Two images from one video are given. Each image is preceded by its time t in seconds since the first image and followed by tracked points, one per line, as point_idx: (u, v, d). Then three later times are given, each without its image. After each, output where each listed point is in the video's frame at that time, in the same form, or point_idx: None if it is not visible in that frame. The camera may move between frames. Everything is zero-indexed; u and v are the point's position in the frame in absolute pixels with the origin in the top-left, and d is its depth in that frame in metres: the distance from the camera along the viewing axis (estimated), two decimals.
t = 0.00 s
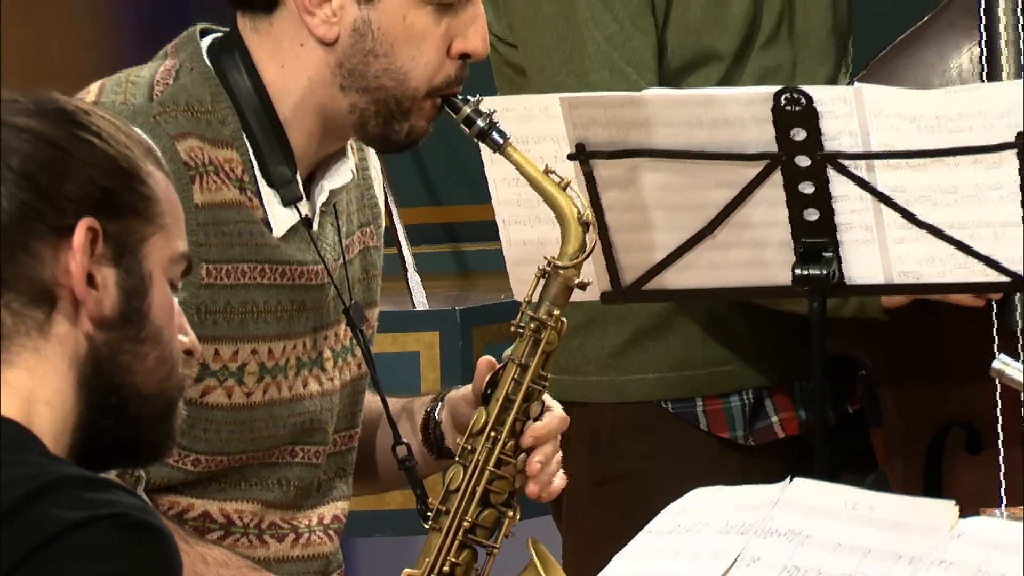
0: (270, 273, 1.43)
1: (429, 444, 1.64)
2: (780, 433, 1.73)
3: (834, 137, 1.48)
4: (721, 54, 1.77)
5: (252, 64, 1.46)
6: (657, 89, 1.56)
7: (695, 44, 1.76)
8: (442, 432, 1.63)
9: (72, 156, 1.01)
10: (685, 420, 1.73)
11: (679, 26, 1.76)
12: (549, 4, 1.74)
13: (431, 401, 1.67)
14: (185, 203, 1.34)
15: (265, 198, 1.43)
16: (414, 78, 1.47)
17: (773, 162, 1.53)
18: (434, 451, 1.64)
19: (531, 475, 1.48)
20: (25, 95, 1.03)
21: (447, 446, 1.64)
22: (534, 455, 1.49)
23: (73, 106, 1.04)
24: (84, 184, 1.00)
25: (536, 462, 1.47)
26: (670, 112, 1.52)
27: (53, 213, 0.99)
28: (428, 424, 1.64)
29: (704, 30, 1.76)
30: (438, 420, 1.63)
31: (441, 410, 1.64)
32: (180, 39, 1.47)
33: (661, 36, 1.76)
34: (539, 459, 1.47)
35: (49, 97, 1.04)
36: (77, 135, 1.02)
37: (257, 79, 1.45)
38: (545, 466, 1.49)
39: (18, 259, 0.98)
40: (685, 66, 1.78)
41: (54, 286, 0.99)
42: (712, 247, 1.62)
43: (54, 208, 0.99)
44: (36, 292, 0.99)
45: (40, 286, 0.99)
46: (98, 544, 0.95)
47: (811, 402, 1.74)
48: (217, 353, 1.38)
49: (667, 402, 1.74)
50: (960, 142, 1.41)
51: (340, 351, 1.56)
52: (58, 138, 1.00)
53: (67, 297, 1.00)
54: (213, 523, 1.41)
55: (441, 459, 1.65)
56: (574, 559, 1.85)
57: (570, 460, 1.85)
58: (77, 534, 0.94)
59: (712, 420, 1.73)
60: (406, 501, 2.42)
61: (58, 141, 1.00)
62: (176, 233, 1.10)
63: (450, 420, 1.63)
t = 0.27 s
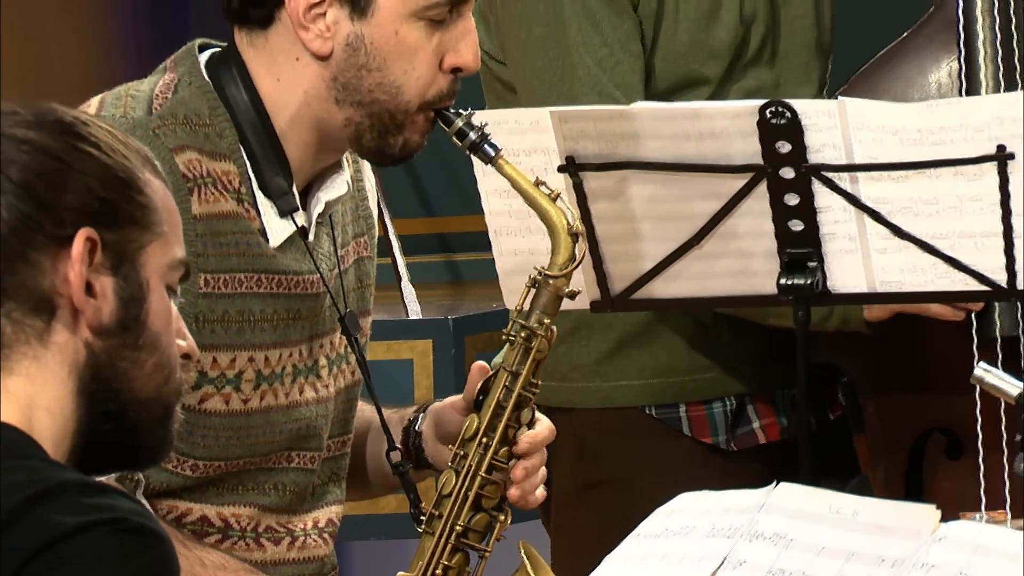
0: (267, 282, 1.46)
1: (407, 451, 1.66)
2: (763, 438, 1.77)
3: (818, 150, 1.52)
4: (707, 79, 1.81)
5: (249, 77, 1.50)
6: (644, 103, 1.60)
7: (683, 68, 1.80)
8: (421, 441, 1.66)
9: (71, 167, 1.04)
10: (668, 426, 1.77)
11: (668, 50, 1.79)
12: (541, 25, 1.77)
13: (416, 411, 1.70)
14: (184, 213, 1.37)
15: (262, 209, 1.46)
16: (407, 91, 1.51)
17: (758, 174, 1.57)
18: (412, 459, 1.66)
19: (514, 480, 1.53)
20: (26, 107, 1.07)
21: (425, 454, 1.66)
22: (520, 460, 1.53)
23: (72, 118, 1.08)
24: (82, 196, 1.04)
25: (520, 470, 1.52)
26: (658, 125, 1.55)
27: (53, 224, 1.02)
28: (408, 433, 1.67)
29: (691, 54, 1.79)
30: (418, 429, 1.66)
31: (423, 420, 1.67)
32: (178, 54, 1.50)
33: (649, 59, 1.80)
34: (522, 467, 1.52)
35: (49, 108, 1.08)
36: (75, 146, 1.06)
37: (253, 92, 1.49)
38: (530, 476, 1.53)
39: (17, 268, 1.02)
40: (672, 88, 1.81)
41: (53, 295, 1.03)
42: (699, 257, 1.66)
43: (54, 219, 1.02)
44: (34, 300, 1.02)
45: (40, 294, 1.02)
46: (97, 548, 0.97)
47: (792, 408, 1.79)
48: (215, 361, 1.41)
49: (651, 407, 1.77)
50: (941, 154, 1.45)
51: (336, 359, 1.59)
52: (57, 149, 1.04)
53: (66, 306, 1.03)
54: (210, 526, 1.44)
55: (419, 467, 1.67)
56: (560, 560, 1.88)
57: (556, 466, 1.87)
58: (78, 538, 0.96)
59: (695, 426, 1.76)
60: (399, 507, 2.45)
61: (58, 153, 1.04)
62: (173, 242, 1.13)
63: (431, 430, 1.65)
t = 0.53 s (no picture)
0: (263, 290, 1.49)
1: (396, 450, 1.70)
2: (751, 442, 1.81)
3: (802, 161, 1.56)
4: (692, 88, 1.84)
5: (244, 89, 1.53)
6: (632, 115, 1.63)
7: (668, 79, 1.83)
8: (409, 440, 1.69)
9: (72, 180, 1.07)
10: (658, 431, 1.80)
11: (654, 61, 1.83)
12: (531, 39, 1.81)
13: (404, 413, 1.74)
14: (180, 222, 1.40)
15: (257, 217, 1.49)
16: (396, 103, 1.53)
17: (745, 184, 1.60)
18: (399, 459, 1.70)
19: (497, 479, 1.58)
20: (29, 118, 1.10)
21: (412, 453, 1.70)
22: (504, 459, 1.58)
23: (74, 129, 1.11)
24: (80, 208, 1.07)
25: (502, 468, 1.57)
26: (647, 137, 1.59)
27: (51, 236, 1.05)
28: (397, 431, 1.70)
29: (677, 65, 1.83)
30: (407, 428, 1.70)
31: (411, 420, 1.70)
32: (176, 66, 1.53)
33: (636, 71, 1.83)
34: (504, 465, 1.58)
35: (51, 118, 1.11)
36: (74, 158, 1.09)
37: (248, 104, 1.51)
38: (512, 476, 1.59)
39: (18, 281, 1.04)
40: (659, 98, 1.85)
41: (52, 305, 1.06)
42: (686, 266, 1.69)
43: (52, 230, 1.05)
44: (35, 312, 1.05)
45: (40, 305, 1.05)
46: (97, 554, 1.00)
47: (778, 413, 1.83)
48: (212, 367, 1.44)
49: (641, 414, 1.80)
50: (923, 166, 1.50)
51: (331, 363, 1.62)
52: (57, 162, 1.07)
53: (64, 316, 1.06)
54: (209, 529, 1.47)
55: (406, 466, 1.71)
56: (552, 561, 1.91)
57: (548, 470, 1.91)
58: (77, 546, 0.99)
59: (684, 431, 1.80)
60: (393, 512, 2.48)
61: (59, 166, 1.07)
62: (173, 250, 1.17)
63: (419, 429, 1.69)
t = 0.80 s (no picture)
0: (257, 301, 1.51)
1: (396, 457, 1.75)
2: (739, 447, 1.84)
3: (787, 173, 1.60)
4: (674, 93, 1.87)
5: (236, 103, 1.55)
6: (621, 127, 1.66)
7: (650, 83, 1.86)
8: (409, 446, 1.75)
9: (65, 191, 1.10)
10: (649, 437, 1.84)
11: (636, 67, 1.86)
12: (511, 44, 1.84)
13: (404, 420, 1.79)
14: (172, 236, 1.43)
15: (250, 229, 1.51)
16: (382, 117, 1.55)
17: (731, 196, 1.64)
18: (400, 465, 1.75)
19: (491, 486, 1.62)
20: (24, 128, 1.13)
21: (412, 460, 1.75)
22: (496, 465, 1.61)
23: (67, 138, 1.14)
24: (75, 219, 1.10)
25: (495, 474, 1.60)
26: (635, 149, 1.62)
27: (46, 247, 1.09)
28: (397, 439, 1.76)
29: (658, 70, 1.86)
30: (407, 435, 1.75)
31: (411, 427, 1.76)
32: (170, 82, 1.57)
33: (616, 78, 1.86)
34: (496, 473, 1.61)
35: (44, 127, 1.13)
36: (69, 169, 1.11)
37: (239, 118, 1.54)
38: (506, 482, 1.62)
39: (14, 291, 1.08)
40: (641, 105, 1.88)
41: (48, 315, 1.09)
42: (675, 275, 1.72)
43: (46, 241, 1.09)
44: (32, 322, 1.09)
45: (37, 316, 1.09)
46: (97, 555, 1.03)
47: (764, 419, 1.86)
48: (206, 378, 1.47)
49: (633, 420, 1.84)
50: (907, 177, 1.55)
51: (324, 369, 1.65)
52: (51, 173, 1.10)
53: (60, 325, 1.10)
54: (205, 534, 1.50)
55: (406, 472, 1.76)
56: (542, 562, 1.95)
57: (539, 474, 1.94)
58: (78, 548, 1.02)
59: (674, 436, 1.83)
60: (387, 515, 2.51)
61: (55, 178, 1.10)
62: (169, 253, 1.21)
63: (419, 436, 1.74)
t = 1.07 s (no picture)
0: (252, 312, 1.54)
1: (390, 452, 1.79)
2: (724, 452, 1.87)
3: (773, 183, 1.64)
4: (663, 107, 1.91)
5: (231, 118, 1.58)
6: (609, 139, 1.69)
7: (642, 98, 1.90)
8: (403, 442, 1.79)
9: (57, 201, 1.14)
10: (634, 442, 1.87)
11: (628, 80, 1.90)
12: (512, 56, 1.85)
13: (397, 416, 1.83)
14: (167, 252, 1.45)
15: (245, 241, 1.54)
16: (378, 131, 1.59)
17: (720, 206, 1.67)
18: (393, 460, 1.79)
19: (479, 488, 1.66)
20: (15, 138, 1.15)
21: (406, 455, 1.79)
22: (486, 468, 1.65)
23: (57, 147, 1.16)
24: (68, 229, 1.13)
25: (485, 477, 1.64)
26: (625, 161, 1.66)
27: (38, 257, 1.12)
28: (390, 435, 1.80)
29: (649, 84, 1.90)
30: (401, 431, 1.79)
31: (404, 423, 1.80)
32: (166, 96, 1.59)
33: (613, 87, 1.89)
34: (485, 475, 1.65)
35: (35, 137, 1.16)
36: (61, 180, 1.15)
37: (235, 132, 1.57)
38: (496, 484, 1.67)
39: (9, 300, 1.11)
40: (634, 116, 1.92)
41: (43, 325, 1.13)
42: (664, 283, 1.75)
43: (37, 250, 1.12)
44: (28, 331, 1.12)
45: (32, 325, 1.12)
46: (88, 556, 1.07)
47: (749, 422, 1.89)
48: (202, 389, 1.50)
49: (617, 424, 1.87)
50: (889, 188, 1.59)
51: (319, 375, 1.68)
52: (43, 184, 1.13)
53: (55, 333, 1.14)
54: (203, 538, 1.54)
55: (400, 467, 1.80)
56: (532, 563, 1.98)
57: (530, 476, 1.98)
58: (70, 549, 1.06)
59: (659, 441, 1.87)
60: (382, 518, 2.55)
61: (48, 188, 1.13)
62: (161, 257, 1.24)
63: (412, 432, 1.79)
